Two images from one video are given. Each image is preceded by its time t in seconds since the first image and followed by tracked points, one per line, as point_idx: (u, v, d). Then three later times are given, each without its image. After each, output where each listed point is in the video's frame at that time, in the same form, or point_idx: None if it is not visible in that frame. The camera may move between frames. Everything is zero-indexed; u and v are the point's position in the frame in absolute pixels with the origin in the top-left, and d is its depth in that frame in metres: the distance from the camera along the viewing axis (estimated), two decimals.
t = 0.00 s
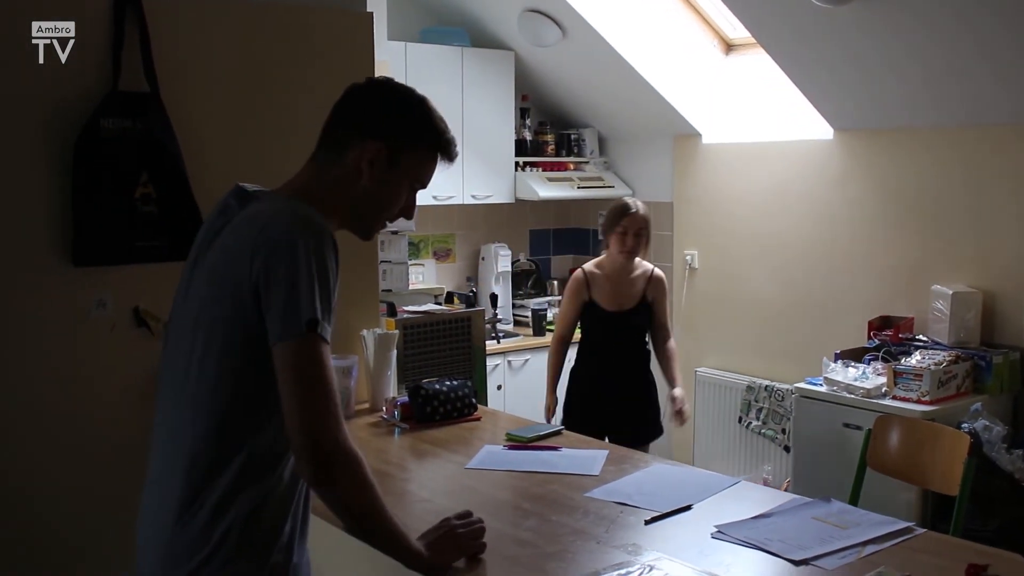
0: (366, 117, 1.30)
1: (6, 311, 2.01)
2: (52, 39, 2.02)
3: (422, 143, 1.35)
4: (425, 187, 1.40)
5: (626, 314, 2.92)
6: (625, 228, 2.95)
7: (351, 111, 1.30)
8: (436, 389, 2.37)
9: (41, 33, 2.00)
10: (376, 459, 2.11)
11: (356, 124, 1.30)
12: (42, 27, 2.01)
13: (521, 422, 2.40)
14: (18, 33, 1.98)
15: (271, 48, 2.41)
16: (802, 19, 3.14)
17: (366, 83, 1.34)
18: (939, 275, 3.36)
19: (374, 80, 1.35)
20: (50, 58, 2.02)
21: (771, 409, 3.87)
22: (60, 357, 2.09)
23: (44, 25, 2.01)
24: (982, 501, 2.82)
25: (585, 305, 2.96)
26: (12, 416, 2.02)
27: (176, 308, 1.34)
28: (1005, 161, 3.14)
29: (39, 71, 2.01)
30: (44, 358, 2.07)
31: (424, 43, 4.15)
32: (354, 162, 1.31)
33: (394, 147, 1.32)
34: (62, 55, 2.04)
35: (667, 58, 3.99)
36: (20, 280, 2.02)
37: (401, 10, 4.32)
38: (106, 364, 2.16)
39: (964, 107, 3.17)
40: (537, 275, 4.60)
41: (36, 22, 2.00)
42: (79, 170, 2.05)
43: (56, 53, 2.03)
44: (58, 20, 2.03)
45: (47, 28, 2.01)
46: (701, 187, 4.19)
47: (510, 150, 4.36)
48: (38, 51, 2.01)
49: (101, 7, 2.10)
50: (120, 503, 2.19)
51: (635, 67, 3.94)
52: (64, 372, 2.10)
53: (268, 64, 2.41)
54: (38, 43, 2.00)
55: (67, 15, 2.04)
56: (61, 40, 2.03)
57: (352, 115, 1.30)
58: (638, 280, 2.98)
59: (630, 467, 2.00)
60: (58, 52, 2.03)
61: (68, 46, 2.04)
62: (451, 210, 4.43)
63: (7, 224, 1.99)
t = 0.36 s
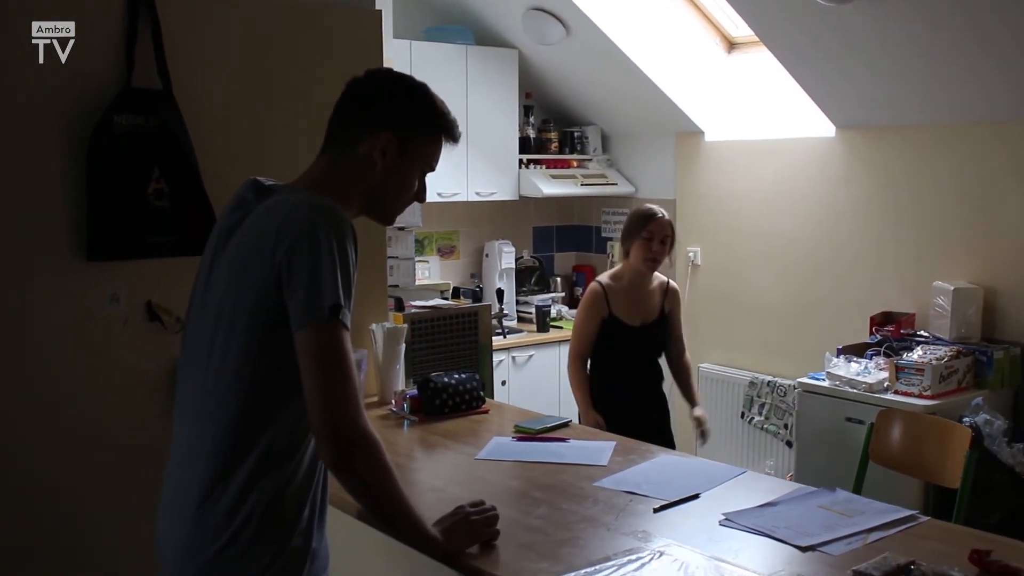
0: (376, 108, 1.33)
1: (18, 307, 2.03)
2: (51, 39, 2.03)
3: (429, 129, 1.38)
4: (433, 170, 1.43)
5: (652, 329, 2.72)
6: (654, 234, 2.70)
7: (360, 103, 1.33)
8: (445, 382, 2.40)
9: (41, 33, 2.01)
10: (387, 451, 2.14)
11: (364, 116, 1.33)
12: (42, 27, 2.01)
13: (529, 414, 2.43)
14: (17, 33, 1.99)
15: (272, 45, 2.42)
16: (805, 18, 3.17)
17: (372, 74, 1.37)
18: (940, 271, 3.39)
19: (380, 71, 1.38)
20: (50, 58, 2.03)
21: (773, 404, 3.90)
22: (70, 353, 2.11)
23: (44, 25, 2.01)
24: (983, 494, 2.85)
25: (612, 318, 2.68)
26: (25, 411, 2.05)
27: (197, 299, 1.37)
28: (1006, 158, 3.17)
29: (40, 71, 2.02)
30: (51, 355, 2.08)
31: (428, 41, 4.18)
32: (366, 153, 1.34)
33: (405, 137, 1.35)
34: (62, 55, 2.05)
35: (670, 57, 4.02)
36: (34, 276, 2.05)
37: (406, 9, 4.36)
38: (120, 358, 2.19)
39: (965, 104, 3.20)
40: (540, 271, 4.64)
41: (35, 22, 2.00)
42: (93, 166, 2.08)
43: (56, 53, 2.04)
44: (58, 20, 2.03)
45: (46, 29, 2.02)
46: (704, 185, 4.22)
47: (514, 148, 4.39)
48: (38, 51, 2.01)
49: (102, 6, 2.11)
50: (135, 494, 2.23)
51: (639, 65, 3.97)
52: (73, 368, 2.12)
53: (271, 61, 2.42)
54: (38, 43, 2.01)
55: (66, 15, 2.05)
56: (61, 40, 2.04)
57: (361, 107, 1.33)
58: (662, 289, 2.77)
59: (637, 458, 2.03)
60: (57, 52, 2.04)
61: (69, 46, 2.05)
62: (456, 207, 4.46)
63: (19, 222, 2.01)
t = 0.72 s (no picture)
0: (385, 87, 1.35)
1: (30, 295, 2.06)
2: (51, 39, 2.04)
3: (435, 107, 1.40)
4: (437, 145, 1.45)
5: (650, 315, 2.63)
6: (634, 217, 2.65)
7: (369, 82, 1.35)
8: (452, 365, 2.43)
9: (41, 33, 2.02)
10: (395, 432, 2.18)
11: (372, 94, 1.35)
12: (42, 27, 2.02)
13: (535, 396, 2.47)
14: (18, 34, 2.00)
15: (276, 33, 2.43)
16: (807, 5, 3.19)
17: (378, 54, 1.39)
18: (941, 257, 3.42)
19: (388, 50, 1.40)
20: (50, 58, 2.04)
21: (775, 388, 3.94)
22: (80, 341, 2.13)
23: (44, 25, 2.03)
24: (983, 476, 2.89)
25: (606, 307, 2.62)
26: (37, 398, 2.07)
27: (214, 281, 1.40)
28: (1007, 145, 3.19)
29: (41, 72, 2.03)
30: (59, 346, 2.10)
31: (432, 28, 4.20)
32: (376, 131, 1.36)
33: (414, 116, 1.38)
34: (62, 55, 2.05)
35: (673, 44, 4.03)
36: (46, 263, 2.07)
37: None
38: (132, 342, 2.22)
39: (966, 91, 3.22)
40: (543, 257, 4.67)
41: (35, 22, 2.02)
42: (106, 152, 2.11)
43: (56, 53, 2.05)
44: (58, 20, 2.05)
45: (46, 29, 2.03)
46: (707, 170, 4.23)
47: (517, 134, 4.40)
48: (38, 51, 2.02)
49: (102, 3, 2.12)
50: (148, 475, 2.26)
51: (642, 53, 3.99)
52: (81, 356, 2.14)
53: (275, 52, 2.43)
54: (38, 43, 2.02)
55: (67, 15, 2.06)
56: (61, 40, 2.05)
57: (369, 86, 1.35)
58: (659, 273, 2.69)
59: (643, 439, 2.06)
60: (57, 52, 2.05)
61: (68, 46, 2.06)
62: (459, 194, 4.48)
63: (29, 212, 2.04)
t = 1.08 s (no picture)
0: (387, 80, 1.37)
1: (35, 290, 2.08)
2: (52, 40, 2.05)
3: (434, 100, 1.42)
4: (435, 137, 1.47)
5: (654, 323, 2.61)
6: (628, 218, 2.60)
7: (370, 74, 1.37)
8: (455, 355, 2.45)
9: (42, 33, 2.03)
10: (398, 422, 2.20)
11: (373, 86, 1.36)
12: (42, 27, 2.03)
13: (537, 387, 2.49)
14: (18, 33, 2.01)
15: (278, 26, 2.43)
16: None
17: (377, 48, 1.41)
18: (940, 247, 3.43)
19: (388, 44, 1.41)
20: (50, 58, 2.05)
21: (775, 378, 3.96)
22: (85, 335, 2.15)
23: (44, 25, 2.03)
24: (981, 465, 2.91)
25: (614, 315, 2.65)
26: (43, 391, 2.10)
27: (218, 275, 1.41)
28: (1007, 136, 3.20)
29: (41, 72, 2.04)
30: (64, 341, 2.12)
31: (433, 20, 4.20)
32: (376, 123, 1.38)
33: (415, 109, 1.39)
34: (62, 55, 2.07)
35: (674, 35, 4.04)
36: (51, 255, 2.09)
37: None
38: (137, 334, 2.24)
39: (966, 82, 3.23)
40: (544, 248, 4.69)
41: (35, 22, 2.03)
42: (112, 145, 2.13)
43: (56, 53, 2.06)
44: (58, 20, 2.05)
45: (47, 29, 2.04)
46: (707, 161, 4.24)
47: (518, 125, 4.41)
48: (38, 51, 2.03)
49: None
50: (154, 465, 2.28)
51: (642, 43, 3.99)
52: (86, 349, 2.16)
53: (275, 47, 2.43)
54: (38, 43, 2.03)
55: (67, 15, 2.07)
56: (61, 40, 2.06)
57: (371, 78, 1.36)
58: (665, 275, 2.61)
59: (644, 429, 2.08)
60: (58, 52, 2.06)
61: (68, 46, 2.07)
62: (460, 185, 4.49)
63: (33, 207, 2.06)
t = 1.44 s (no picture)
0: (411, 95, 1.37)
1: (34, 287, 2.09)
2: (52, 40, 2.05)
3: (458, 120, 1.42)
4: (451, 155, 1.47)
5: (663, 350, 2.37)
6: (637, 231, 2.32)
7: (395, 87, 1.37)
8: (452, 349, 2.46)
9: (42, 33, 2.04)
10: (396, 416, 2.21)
11: (397, 99, 1.36)
12: (42, 27, 2.04)
13: (534, 381, 2.50)
14: (18, 33, 2.02)
15: (276, 21, 2.43)
16: None
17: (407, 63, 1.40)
18: (935, 240, 3.44)
19: (414, 57, 1.41)
20: (50, 58, 2.06)
21: (772, 371, 3.98)
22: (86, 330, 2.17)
23: (44, 25, 2.04)
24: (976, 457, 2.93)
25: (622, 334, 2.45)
26: (44, 386, 2.11)
27: (223, 268, 1.40)
28: (1003, 129, 3.21)
29: (40, 72, 2.05)
30: (64, 337, 2.14)
31: (430, 13, 4.20)
32: (398, 138, 1.38)
33: (436, 126, 1.40)
34: (62, 55, 2.07)
35: (671, 28, 4.04)
36: (50, 251, 2.10)
37: None
38: (135, 329, 2.25)
39: (963, 75, 3.23)
40: (541, 242, 4.68)
41: (36, 22, 2.04)
42: (110, 141, 2.13)
43: (56, 53, 2.07)
44: (58, 20, 2.06)
45: (47, 29, 2.05)
46: (705, 153, 4.24)
47: (515, 118, 4.40)
48: (38, 51, 2.04)
49: None
50: (153, 459, 2.29)
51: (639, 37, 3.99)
52: (85, 345, 2.17)
53: (274, 44, 2.43)
54: (38, 43, 2.04)
55: (66, 15, 2.08)
56: (61, 40, 2.07)
57: (397, 91, 1.37)
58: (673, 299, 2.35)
59: (641, 423, 2.09)
60: (58, 52, 2.07)
61: (68, 46, 2.08)
62: (457, 178, 4.50)
63: (31, 205, 2.07)
